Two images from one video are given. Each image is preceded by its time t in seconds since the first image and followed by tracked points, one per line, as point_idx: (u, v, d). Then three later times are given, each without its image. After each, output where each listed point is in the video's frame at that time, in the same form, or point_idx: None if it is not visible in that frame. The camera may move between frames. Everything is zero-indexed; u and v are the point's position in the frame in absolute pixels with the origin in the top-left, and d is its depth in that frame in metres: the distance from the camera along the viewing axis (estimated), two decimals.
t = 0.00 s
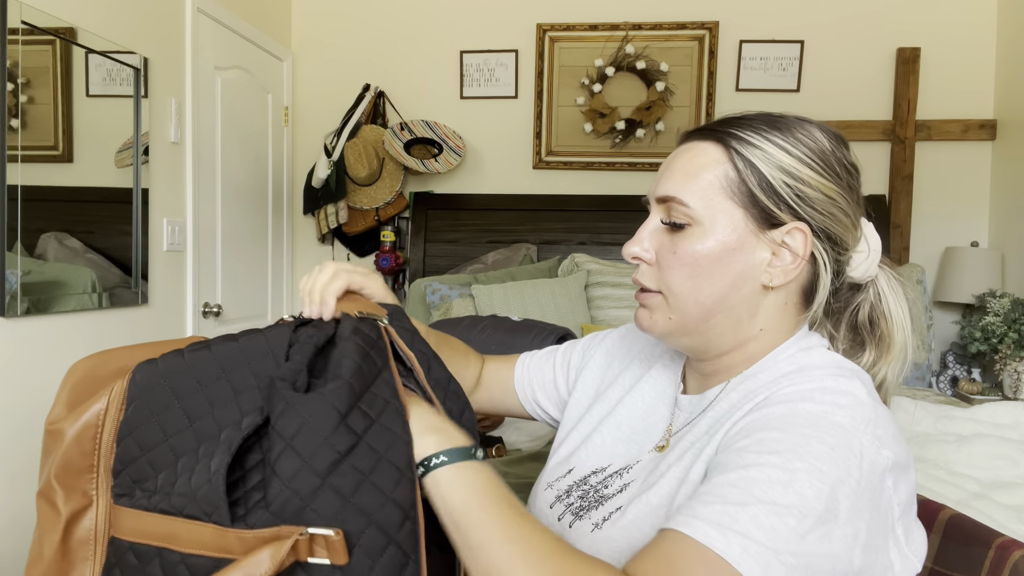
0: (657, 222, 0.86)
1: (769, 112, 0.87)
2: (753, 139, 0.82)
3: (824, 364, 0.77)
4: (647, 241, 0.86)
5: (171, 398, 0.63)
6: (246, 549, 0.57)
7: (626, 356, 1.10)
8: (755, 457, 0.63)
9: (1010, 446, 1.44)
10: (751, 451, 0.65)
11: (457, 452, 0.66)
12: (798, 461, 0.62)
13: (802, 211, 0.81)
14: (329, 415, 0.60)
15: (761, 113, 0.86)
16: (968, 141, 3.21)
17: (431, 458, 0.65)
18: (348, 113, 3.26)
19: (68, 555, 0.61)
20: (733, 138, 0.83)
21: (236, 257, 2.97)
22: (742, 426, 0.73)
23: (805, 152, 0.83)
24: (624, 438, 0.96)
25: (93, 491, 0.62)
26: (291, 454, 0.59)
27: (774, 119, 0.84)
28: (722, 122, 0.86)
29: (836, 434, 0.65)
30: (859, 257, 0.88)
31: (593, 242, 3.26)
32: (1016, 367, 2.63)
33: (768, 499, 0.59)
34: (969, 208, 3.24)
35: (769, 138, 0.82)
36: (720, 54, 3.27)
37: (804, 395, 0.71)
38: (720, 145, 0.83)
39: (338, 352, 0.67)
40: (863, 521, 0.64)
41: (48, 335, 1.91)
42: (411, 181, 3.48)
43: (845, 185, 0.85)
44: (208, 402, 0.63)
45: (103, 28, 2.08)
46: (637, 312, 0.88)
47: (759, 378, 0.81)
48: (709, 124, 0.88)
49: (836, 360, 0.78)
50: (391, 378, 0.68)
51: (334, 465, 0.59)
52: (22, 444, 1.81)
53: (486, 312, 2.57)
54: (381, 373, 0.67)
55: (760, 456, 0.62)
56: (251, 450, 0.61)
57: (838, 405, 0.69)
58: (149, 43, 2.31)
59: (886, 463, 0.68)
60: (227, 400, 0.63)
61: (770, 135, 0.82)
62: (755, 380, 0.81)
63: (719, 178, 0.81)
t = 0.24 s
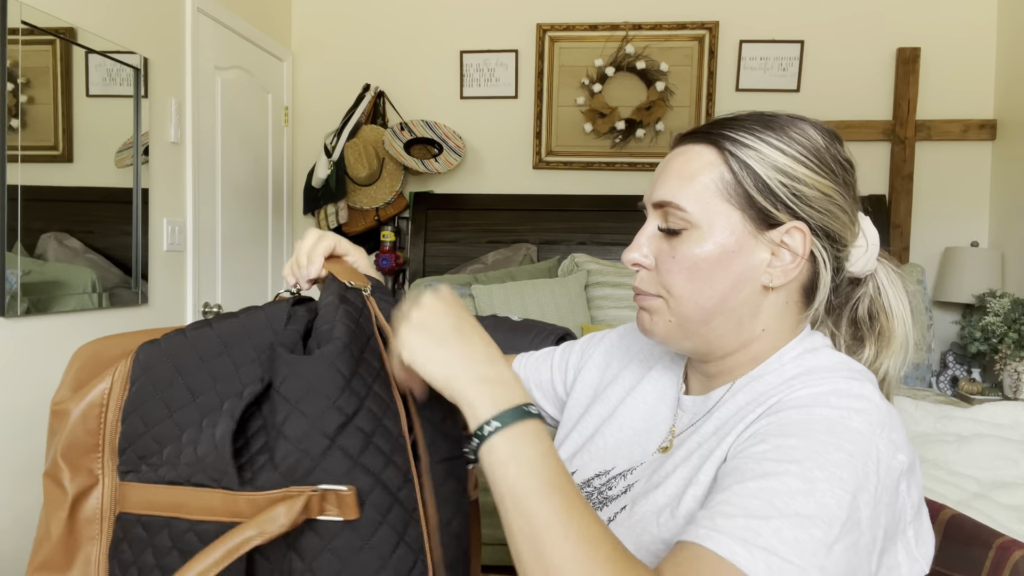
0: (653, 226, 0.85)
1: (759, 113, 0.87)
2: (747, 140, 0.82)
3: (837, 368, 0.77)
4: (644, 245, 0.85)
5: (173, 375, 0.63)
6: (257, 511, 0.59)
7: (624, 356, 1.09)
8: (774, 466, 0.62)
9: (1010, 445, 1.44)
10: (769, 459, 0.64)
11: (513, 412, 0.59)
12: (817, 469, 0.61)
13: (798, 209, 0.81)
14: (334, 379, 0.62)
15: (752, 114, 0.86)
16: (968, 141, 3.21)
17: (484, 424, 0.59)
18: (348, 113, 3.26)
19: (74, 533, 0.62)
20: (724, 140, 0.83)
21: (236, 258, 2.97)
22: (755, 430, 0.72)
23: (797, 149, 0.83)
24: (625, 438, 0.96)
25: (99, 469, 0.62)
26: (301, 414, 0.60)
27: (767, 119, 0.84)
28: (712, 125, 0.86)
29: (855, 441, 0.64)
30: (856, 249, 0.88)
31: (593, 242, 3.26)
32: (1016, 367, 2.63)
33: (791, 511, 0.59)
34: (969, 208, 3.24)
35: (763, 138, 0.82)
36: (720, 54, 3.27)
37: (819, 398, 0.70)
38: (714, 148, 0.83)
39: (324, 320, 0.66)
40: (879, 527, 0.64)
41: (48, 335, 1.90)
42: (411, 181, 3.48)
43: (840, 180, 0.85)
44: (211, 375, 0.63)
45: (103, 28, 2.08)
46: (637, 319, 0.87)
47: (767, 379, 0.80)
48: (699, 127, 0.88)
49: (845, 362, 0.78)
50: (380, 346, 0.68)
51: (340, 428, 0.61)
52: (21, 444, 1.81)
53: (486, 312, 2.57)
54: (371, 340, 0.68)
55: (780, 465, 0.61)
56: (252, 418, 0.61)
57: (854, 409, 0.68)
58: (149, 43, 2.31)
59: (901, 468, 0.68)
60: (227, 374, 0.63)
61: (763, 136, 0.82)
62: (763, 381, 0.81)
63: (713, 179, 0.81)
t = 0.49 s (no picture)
0: (659, 228, 0.85)
1: (764, 113, 0.86)
2: (751, 142, 0.82)
3: (834, 364, 0.77)
4: (650, 248, 0.85)
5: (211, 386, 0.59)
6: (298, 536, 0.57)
7: (628, 357, 1.10)
8: (764, 454, 0.63)
9: (1010, 446, 1.44)
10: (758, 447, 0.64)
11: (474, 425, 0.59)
12: (807, 459, 0.61)
13: (803, 212, 0.81)
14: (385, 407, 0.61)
15: (757, 114, 0.86)
16: (968, 141, 3.21)
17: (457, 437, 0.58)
18: (348, 113, 3.26)
19: (98, 539, 0.58)
20: (730, 142, 0.82)
21: (236, 258, 2.97)
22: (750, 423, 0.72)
23: (803, 151, 0.83)
24: (628, 437, 0.96)
25: (130, 474, 0.58)
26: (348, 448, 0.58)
27: (771, 120, 0.84)
28: (717, 125, 0.86)
29: (848, 434, 0.65)
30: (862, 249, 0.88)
31: (593, 242, 3.26)
32: (1016, 367, 2.63)
33: (776, 496, 0.59)
34: (969, 208, 3.24)
35: (768, 140, 0.82)
36: (720, 54, 3.27)
37: (815, 393, 0.71)
38: (719, 150, 0.82)
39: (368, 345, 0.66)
40: (870, 522, 0.64)
41: (48, 335, 1.91)
42: (411, 181, 3.48)
43: (844, 182, 0.85)
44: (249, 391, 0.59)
45: (103, 28, 2.08)
46: (644, 321, 0.88)
47: (768, 377, 0.81)
48: (704, 127, 0.87)
49: (845, 360, 0.78)
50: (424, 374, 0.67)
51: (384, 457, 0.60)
52: (21, 444, 1.81)
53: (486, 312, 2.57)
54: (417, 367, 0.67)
55: (769, 453, 0.62)
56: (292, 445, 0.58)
57: (848, 405, 0.69)
58: (149, 43, 2.31)
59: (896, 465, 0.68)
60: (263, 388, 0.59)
61: (768, 137, 0.82)
62: (764, 379, 0.81)
63: (719, 183, 0.80)
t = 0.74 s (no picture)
0: (647, 235, 0.85)
1: (753, 113, 0.85)
2: (738, 146, 0.81)
3: (831, 375, 0.77)
4: (639, 254, 0.85)
5: (297, 460, 0.66)
6: None
7: (625, 358, 1.10)
8: (775, 495, 0.63)
9: (1010, 446, 1.44)
10: (769, 484, 0.64)
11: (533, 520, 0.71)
12: (818, 492, 0.62)
13: (792, 217, 0.81)
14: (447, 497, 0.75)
15: (745, 115, 0.85)
16: (968, 141, 3.21)
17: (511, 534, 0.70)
18: (348, 113, 3.26)
19: None
20: (716, 146, 0.82)
21: (236, 257, 2.97)
22: (750, 446, 0.71)
23: (792, 153, 0.82)
24: (625, 440, 0.96)
25: (189, 533, 0.62)
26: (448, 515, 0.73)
27: (760, 122, 0.83)
28: (705, 128, 0.85)
29: (854, 458, 0.64)
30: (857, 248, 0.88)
31: (593, 242, 3.25)
32: (1017, 367, 2.63)
33: (796, 541, 0.60)
34: (969, 207, 3.24)
35: (756, 144, 0.81)
36: (720, 54, 3.27)
37: (816, 411, 0.70)
38: (705, 155, 0.82)
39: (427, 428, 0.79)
40: (886, 541, 0.65)
41: (48, 335, 1.91)
42: (411, 181, 3.48)
43: (836, 183, 0.84)
44: (353, 468, 0.70)
45: (103, 28, 2.08)
46: (635, 326, 0.89)
47: (765, 384, 0.80)
48: (692, 130, 0.87)
49: (843, 366, 0.78)
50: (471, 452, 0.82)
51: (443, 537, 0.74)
52: (20, 444, 1.81)
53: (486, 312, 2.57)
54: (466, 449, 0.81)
55: (779, 493, 0.62)
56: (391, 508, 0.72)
57: (851, 421, 0.68)
58: (149, 43, 2.31)
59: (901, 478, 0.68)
60: (365, 463, 0.71)
61: (755, 141, 0.81)
62: (760, 386, 0.81)
63: (705, 190, 0.80)
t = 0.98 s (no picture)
0: (634, 244, 0.86)
1: (735, 116, 0.85)
2: (718, 152, 0.81)
3: (829, 382, 0.76)
4: (627, 263, 0.86)
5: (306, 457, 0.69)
6: None
7: (623, 363, 1.10)
8: (776, 514, 0.63)
9: (1010, 446, 1.44)
10: (769, 503, 0.64)
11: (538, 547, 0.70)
12: (818, 511, 0.62)
13: (777, 220, 0.80)
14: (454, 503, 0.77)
15: (727, 118, 0.84)
16: (968, 141, 3.21)
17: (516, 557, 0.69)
18: (348, 113, 3.26)
19: None
20: (696, 153, 0.82)
21: (236, 257, 2.97)
22: (748, 459, 0.70)
23: (774, 155, 0.81)
24: (622, 444, 0.96)
25: (203, 533, 0.65)
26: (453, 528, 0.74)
27: (742, 125, 0.82)
28: (687, 134, 0.85)
29: (853, 473, 0.64)
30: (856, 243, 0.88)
31: (593, 242, 3.25)
32: (1016, 367, 2.63)
33: (796, 563, 0.60)
34: (969, 207, 3.24)
35: (737, 148, 0.81)
36: (720, 54, 3.27)
37: (814, 422, 0.69)
38: (686, 163, 0.82)
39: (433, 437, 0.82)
40: (888, 556, 0.65)
41: (48, 335, 1.91)
42: (411, 181, 3.49)
43: (823, 182, 0.83)
44: (361, 469, 0.72)
45: (103, 28, 2.08)
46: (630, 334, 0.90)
47: (762, 390, 0.80)
48: (675, 136, 0.87)
49: (838, 371, 0.78)
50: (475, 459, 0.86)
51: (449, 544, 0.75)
52: (20, 444, 1.81)
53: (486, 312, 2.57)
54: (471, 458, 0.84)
55: (780, 513, 0.62)
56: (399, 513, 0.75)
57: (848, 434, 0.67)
58: (150, 43, 2.31)
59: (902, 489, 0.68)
60: (373, 464, 0.73)
61: (736, 145, 0.81)
62: (757, 392, 0.81)
63: (687, 199, 0.81)
